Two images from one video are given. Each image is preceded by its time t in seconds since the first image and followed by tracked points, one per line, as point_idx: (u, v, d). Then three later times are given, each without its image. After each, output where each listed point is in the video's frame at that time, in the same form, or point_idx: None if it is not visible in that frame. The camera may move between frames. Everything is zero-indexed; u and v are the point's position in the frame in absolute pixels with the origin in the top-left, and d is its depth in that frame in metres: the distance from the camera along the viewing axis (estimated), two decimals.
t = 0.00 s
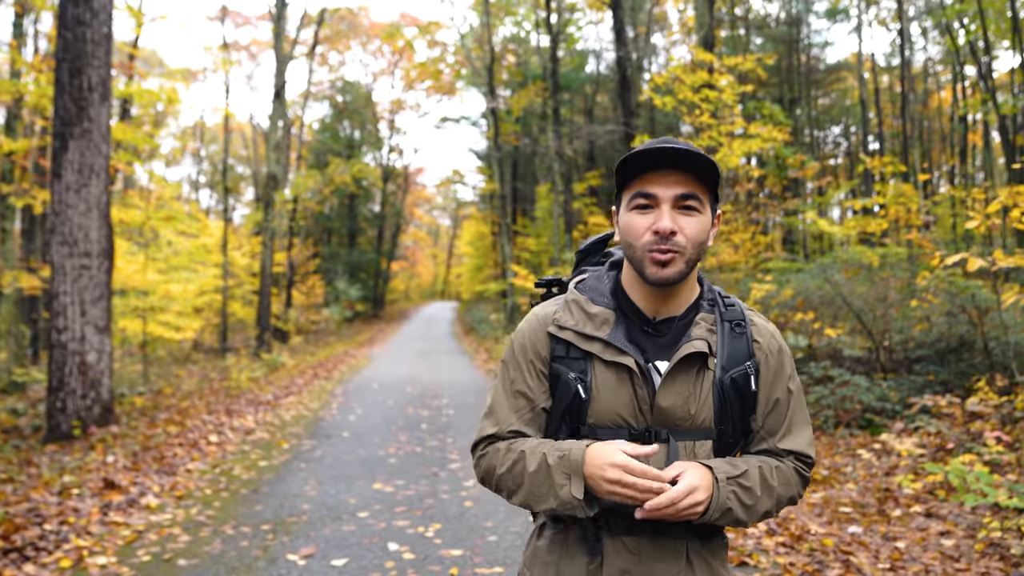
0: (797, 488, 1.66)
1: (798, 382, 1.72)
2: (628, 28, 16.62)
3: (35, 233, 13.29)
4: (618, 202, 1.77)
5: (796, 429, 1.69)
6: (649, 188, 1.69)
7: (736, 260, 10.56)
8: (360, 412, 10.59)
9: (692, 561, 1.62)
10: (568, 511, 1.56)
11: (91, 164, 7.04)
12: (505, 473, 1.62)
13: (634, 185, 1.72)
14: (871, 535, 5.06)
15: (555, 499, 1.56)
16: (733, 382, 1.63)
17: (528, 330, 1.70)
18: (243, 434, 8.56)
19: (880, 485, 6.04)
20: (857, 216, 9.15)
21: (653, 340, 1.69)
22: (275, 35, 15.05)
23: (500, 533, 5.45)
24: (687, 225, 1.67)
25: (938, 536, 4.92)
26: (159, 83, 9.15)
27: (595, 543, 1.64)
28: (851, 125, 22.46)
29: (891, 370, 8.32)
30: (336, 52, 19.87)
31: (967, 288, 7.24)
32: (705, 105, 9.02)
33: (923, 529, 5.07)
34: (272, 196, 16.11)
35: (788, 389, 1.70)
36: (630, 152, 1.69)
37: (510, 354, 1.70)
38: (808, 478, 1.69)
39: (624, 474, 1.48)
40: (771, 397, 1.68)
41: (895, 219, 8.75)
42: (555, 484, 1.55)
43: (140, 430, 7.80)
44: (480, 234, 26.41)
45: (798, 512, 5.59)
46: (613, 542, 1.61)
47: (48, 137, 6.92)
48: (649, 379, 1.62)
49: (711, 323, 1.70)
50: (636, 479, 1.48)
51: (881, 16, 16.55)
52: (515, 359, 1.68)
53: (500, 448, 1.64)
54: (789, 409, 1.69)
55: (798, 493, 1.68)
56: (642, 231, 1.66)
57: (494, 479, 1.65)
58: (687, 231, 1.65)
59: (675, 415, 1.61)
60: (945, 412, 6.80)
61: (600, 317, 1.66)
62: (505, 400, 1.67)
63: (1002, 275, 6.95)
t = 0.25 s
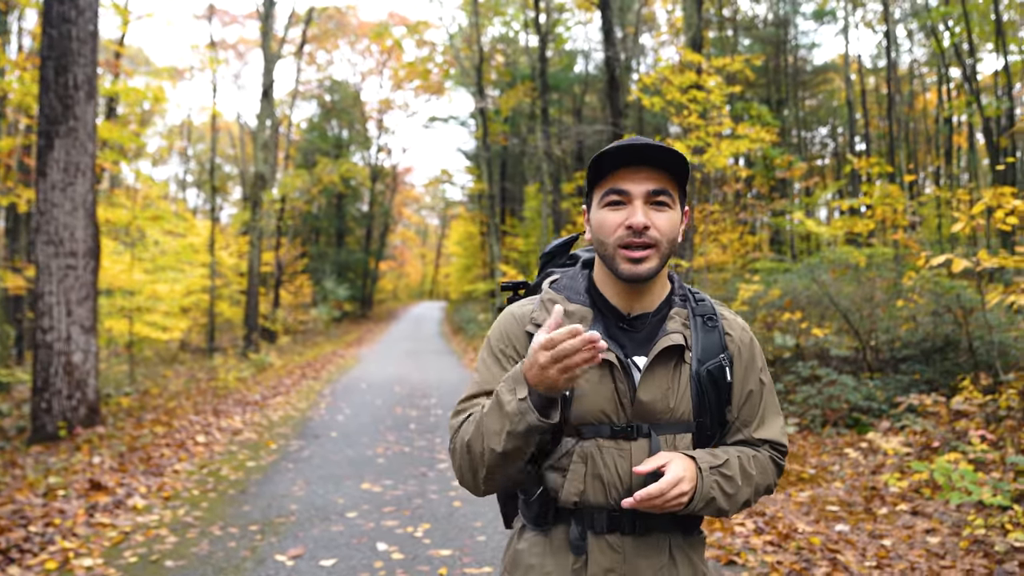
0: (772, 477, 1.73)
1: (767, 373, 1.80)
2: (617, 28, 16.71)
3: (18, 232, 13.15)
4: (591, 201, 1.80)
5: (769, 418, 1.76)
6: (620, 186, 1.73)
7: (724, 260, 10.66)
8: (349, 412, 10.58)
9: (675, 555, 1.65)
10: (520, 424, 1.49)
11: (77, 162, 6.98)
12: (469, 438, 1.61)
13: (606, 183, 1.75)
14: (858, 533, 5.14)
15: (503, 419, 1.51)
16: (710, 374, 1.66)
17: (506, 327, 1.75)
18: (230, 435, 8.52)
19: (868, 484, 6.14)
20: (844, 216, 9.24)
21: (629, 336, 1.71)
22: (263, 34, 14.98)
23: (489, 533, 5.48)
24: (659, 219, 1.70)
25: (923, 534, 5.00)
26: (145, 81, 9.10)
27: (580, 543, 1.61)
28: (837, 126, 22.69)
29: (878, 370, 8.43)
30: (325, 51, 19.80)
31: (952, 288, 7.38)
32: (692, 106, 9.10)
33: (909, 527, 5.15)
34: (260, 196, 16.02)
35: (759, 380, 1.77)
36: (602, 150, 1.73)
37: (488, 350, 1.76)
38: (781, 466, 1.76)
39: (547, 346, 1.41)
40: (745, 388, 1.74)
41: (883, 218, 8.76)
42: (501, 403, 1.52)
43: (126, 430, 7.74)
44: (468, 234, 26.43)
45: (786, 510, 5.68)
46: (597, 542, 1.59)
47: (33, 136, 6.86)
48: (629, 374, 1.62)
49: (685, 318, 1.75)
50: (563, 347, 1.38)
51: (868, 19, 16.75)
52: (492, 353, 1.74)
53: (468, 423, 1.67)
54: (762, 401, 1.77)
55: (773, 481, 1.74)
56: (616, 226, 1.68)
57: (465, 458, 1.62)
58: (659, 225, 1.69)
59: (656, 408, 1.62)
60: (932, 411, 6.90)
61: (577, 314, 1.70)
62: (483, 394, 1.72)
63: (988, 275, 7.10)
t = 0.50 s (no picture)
0: (750, 471, 1.77)
1: (743, 369, 1.85)
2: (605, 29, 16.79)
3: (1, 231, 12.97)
4: (558, 207, 1.81)
5: (746, 414, 1.81)
6: (584, 188, 1.74)
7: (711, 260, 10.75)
8: (337, 412, 10.56)
9: (658, 553, 1.68)
10: (501, 460, 1.49)
11: (62, 161, 6.92)
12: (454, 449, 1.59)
13: (569, 188, 1.77)
14: (844, 531, 5.22)
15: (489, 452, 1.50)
16: (690, 372, 1.71)
17: (488, 327, 1.73)
18: (217, 435, 8.47)
19: (854, 482, 6.22)
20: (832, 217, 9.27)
21: (611, 334, 1.74)
22: (250, 32, 14.89)
23: (478, 533, 5.50)
24: (626, 215, 1.70)
25: (909, 531, 5.08)
26: (130, 79, 9.03)
27: (566, 543, 1.62)
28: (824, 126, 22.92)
29: (864, 370, 8.57)
30: (312, 49, 19.70)
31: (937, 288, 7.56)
32: (680, 107, 9.17)
33: (895, 525, 5.22)
34: (246, 195, 15.91)
35: (736, 376, 1.82)
36: (559, 157, 1.74)
37: (470, 350, 1.73)
38: (758, 460, 1.81)
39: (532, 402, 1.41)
40: (723, 384, 1.79)
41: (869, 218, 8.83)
42: (487, 434, 1.51)
43: (112, 431, 7.69)
44: (456, 234, 26.41)
45: (773, 509, 5.75)
46: (584, 541, 1.61)
47: (16, 133, 6.79)
48: (613, 373, 1.65)
49: (664, 316, 1.78)
50: (548, 408, 1.39)
51: (853, 21, 16.94)
52: (474, 354, 1.71)
53: (453, 429, 1.64)
54: (739, 397, 1.81)
55: (751, 475, 1.79)
56: (585, 228, 1.69)
57: (448, 467, 1.60)
58: (627, 221, 1.69)
59: (641, 406, 1.65)
60: (917, 410, 7.00)
61: (560, 314, 1.67)
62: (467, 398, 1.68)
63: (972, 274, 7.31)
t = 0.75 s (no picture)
0: (733, 469, 1.78)
1: (725, 368, 1.86)
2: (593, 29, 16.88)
3: None
4: (537, 208, 1.81)
5: (729, 413, 1.81)
6: (560, 187, 1.74)
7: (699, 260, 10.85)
8: (325, 412, 10.53)
9: (641, 551, 1.70)
10: (532, 507, 1.53)
11: (47, 159, 6.86)
12: (457, 476, 1.57)
13: (545, 188, 1.77)
14: (831, 529, 5.29)
15: (519, 496, 1.54)
16: (674, 370, 1.71)
17: (469, 329, 1.70)
18: (205, 436, 8.43)
19: (840, 481, 6.30)
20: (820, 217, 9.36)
21: (594, 333, 1.75)
22: (237, 31, 14.80)
23: (466, 533, 5.52)
24: (603, 211, 1.70)
25: (896, 529, 5.15)
26: (117, 77, 8.96)
27: (549, 542, 1.65)
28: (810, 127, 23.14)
29: (851, 369, 8.66)
30: (300, 48, 19.62)
31: (923, 288, 7.71)
32: (669, 107, 9.24)
33: (881, 523, 5.30)
34: (234, 194, 15.81)
35: (719, 375, 1.83)
36: (532, 157, 1.75)
37: (451, 355, 1.67)
38: (739, 458, 1.82)
39: (594, 473, 1.48)
40: (705, 383, 1.80)
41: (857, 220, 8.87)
42: (519, 481, 1.53)
43: (98, 432, 7.64)
44: (444, 234, 26.39)
45: (761, 507, 5.83)
46: (568, 541, 1.64)
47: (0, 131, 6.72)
48: (596, 373, 1.66)
49: (648, 316, 1.79)
50: (610, 468, 1.48)
51: (840, 23, 17.15)
52: (455, 361, 1.66)
53: (449, 449, 1.60)
54: (721, 396, 1.82)
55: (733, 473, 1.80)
56: (562, 226, 1.69)
57: (445, 486, 1.60)
58: (604, 216, 1.69)
59: (624, 406, 1.65)
60: (903, 409, 7.09)
61: (543, 313, 1.68)
62: (452, 404, 1.64)
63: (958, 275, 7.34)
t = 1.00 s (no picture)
0: (723, 468, 1.74)
1: (715, 364, 1.82)
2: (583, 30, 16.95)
3: None
4: (520, 205, 1.83)
5: (718, 411, 1.77)
6: (543, 185, 1.76)
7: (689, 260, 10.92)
8: (315, 412, 10.51)
9: (625, 550, 1.68)
10: (524, 520, 1.56)
11: (34, 158, 6.81)
12: (445, 484, 1.60)
13: (528, 185, 1.79)
14: (821, 528, 5.36)
15: (510, 509, 1.57)
16: (657, 369, 1.70)
17: (450, 331, 1.72)
18: (194, 436, 8.40)
19: (830, 480, 6.38)
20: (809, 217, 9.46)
21: (575, 332, 1.76)
22: (226, 29, 14.73)
23: (458, 532, 5.54)
24: (586, 211, 1.72)
25: (885, 527, 5.22)
26: (105, 75, 8.92)
27: (530, 541, 1.65)
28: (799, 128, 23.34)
29: (840, 369, 8.76)
30: (290, 47, 19.54)
31: (911, 288, 7.89)
32: (658, 108, 9.30)
33: (870, 522, 5.38)
34: (223, 194, 15.73)
35: (707, 372, 1.79)
36: (515, 155, 1.76)
37: (433, 357, 1.70)
38: (731, 457, 1.78)
39: (588, 485, 1.52)
40: (692, 381, 1.77)
41: (846, 222, 8.96)
42: (512, 495, 1.56)
43: (86, 433, 7.59)
44: (434, 234, 26.37)
45: (751, 506, 5.89)
46: (549, 539, 1.63)
47: None
48: (576, 373, 1.66)
49: (631, 314, 1.78)
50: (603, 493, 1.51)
51: (828, 24, 17.33)
52: (438, 361, 1.68)
53: (437, 456, 1.62)
54: (710, 393, 1.78)
55: (724, 473, 1.75)
56: (544, 224, 1.71)
57: (433, 491, 1.62)
58: (586, 216, 1.71)
59: (603, 406, 1.66)
60: (892, 408, 7.16)
61: (522, 314, 1.70)
62: (435, 406, 1.66)
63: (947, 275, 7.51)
